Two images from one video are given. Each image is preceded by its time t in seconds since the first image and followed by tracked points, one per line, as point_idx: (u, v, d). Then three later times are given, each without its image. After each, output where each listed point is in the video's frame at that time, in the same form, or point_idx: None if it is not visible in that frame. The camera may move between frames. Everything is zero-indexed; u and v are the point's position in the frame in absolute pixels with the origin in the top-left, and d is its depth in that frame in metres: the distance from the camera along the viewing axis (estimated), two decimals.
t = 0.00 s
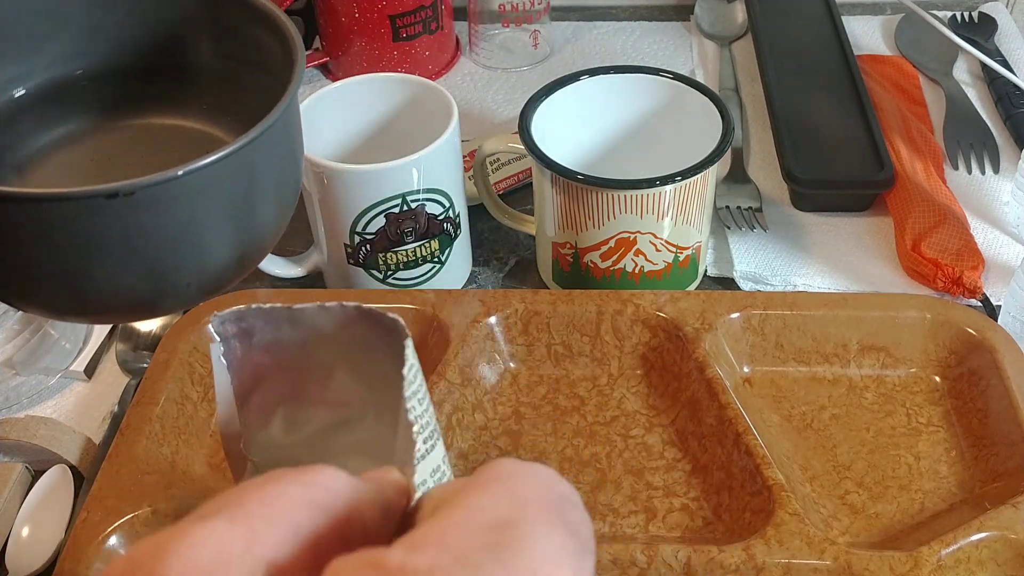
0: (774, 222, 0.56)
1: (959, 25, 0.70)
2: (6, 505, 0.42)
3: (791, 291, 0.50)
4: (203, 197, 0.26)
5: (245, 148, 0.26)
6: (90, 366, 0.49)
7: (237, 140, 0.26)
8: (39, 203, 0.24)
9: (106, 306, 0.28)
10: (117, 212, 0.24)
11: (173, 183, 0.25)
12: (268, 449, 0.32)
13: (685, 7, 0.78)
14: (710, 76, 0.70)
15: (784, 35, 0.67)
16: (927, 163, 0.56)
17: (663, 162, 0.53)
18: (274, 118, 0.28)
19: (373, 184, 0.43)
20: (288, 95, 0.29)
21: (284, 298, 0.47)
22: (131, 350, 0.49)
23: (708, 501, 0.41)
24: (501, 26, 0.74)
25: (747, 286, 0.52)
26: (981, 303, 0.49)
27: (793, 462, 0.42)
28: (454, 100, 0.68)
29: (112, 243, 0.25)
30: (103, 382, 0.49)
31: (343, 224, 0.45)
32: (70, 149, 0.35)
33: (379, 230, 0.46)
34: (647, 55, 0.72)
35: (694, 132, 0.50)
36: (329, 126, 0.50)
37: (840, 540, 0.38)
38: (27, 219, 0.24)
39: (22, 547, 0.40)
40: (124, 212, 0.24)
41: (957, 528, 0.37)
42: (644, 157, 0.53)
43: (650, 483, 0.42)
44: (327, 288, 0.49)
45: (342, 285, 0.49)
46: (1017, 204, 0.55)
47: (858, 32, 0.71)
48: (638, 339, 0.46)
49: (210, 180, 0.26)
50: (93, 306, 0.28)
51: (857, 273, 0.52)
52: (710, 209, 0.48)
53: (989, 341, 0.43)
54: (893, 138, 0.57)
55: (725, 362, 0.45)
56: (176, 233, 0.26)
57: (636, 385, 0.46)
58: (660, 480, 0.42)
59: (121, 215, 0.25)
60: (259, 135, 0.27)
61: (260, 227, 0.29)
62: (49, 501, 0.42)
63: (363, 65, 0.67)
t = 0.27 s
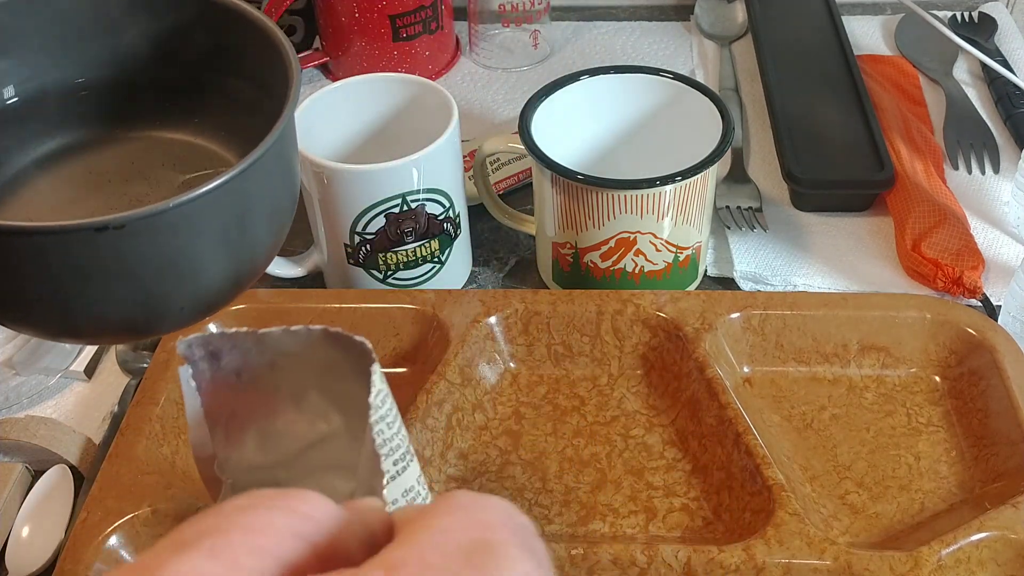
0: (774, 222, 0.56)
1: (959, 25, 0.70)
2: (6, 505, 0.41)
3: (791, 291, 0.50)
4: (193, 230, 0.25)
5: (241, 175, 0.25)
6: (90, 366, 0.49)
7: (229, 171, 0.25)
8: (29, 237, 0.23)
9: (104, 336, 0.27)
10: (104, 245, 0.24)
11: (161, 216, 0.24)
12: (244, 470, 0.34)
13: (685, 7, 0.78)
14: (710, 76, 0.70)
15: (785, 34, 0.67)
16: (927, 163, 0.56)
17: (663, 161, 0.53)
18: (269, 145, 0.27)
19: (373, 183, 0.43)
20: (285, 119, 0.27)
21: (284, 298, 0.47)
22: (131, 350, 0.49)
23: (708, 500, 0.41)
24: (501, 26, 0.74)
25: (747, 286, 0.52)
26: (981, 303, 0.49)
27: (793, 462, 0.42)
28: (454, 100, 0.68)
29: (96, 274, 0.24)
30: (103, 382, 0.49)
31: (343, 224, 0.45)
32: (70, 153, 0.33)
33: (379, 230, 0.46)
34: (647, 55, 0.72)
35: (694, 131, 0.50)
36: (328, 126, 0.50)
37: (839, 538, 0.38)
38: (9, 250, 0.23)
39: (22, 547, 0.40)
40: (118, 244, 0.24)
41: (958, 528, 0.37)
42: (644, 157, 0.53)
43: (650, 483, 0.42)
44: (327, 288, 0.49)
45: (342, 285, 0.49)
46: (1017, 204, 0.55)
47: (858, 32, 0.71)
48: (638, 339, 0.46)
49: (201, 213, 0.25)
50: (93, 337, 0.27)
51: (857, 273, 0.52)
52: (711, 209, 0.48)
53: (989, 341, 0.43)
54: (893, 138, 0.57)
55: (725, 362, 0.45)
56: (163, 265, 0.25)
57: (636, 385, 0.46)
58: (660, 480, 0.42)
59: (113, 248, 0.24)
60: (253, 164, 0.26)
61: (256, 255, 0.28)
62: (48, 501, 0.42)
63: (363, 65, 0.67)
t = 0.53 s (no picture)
0: (773, 222, 0.56)
1: (959, 25, 0.70)
2: (6, 504, 0.41)
3: (791, 291, 0.50)
4: (201, 223, 0.25)
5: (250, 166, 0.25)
6: (90, 366, 0.49)
7: (236, 164, 0.25)
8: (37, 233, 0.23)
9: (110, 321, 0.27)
10: (112, 239, 0.24)
11: (170, 211, 0.24)
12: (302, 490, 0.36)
13: (686, 7, 0.78)
14: (710, 76, 0.70)
15: (785, 34, 0.67)
16: (927, 163, 0.56)
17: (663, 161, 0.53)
18: (275, 137, 0.26)
19: (373, 184, 0.43)
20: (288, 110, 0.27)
21: (284, 298, 0.47)
22: (131, 350, 0.49)
23: (707, 501, 0.41)
24: (501, 26, 0.74)
25: (747, 287, 0.52)
26: (981, 304, 0.49)
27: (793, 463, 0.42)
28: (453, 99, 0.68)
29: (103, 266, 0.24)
30: (103, 382, 0.49)
31: (343, 224, 0.45)
32: (68, 153, 0.32)
33: (379, 230, 0.46)
34: (647, 55, 0.72)
35: (694, 131, 0.50)
36: (328, 125, 0.49)
37: (839, 539, 0.38)
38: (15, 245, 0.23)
39: (22, 547, 0.40)
40: (127, 239, 0.24)
41: (957, 528, 0.37)
42: (644, 157, 0.53)
43: (650, 483, 0.42)
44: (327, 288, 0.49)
45: (342, 285, 0.49)
46: (1017, 204, 0.55)
47: (858, 32, 0.71)
48: (638, 339, 0.46)
49: (208, 207, 0.25)
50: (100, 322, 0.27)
51: (856, 273, 0.52)
52: (711, 209, 0.48)
53: (988, 342, 0.43)
54: (893, 138, 0.57)
55: (725, 362, 0.45)
56: (171, 258, 0.25)
57: (636, 386, 0.46)
58: (660, 480, 0.42)
59: (123, 242, 0.24)
60: (259, 157, 0.26)
61: (261, 241, 0.28)
62: (48, 501, 0.42)
63: (363, 65, 0.67)
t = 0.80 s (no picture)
0: (774, 222, 0.56)
1: (959, 25, 0.70)
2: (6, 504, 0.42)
3: (791, 291, 0.50)
4: (223, 209, 0.24)
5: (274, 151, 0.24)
6: (90, 366, 0.49)
7: (260, 147, 0.24)
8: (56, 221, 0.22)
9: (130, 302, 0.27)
10: (130, 226, 0.23)
11: (189, 201, 0.23)
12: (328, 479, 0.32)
13: (686, 7, 0.78)
14: (710, 76, 0.70)
15: (785, 34, 0.67)
16: (927, 163, 0.56)
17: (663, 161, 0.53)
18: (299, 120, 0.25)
19: (373, 184, 0.43)
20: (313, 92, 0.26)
21: (284, 298, 0.47)
22: (131, 350, 0.49)
23: (708, 500, 0.41)
24: (501, 26, 0.74)
25: (747, 287, 0.52)
26: (981, 303, 0.49)
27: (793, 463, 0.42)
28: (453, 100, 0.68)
29: (120, 252, 0.24)
30: (103, 382, 0.49)
31: (343, 224, 0.45)
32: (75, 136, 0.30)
33: (379, 230, 0.46)
34: (647, 55, 0.72)
35: (695, 131, 0.50)
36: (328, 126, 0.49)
37: (839, 539, 0.38)
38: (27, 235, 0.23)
39: (23, 546, 0.41)
40: (148, 227, 0.23)
41: (958, 528, 0.37)
42: (645, 157, 0.53)
43: (650, 483, 0.42)
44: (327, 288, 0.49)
45: (342, 285, 0.49)
46: (1017, 204, 0.55)
47: (858, 32, 0.71)
48: (638, 339, 0.46)
49: (228, 193, 0.24)
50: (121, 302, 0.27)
51: (857, 273, 0.52)
52: (711, 209, 0.48)
53: (988, 341, 0.43)
54: (894, 138, 0.57)
55: (725, 362, 0.45)
56: (191, 243, 0.24)
57: (636, 385, 0.46)
58: (660, 480, 0.42)
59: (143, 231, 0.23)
60: (285, 139, 0.25)
61: (285, 221, 0.27)
62: (48, 501, 0.42)
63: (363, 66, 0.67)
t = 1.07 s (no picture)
0: (774, 222, 0.56)
1: (959, 25, 0.70)
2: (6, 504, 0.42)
3: (791, 291, 0.50)
4: (253, 256, 0.22)
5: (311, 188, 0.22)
6: (90, 366, 0.49)
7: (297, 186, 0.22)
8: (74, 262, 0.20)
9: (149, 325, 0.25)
10: (154, 271, 0.21)
11: (225, 246, 0.21)
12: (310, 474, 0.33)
13: (685, 7, 0.78)
14: (710, 76, 0.70)
15: (785, 35, 0.67)
16: (927, 163, 0.56)
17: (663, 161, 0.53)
18: (339, 145, 0.23)
19: (373, 183, 0.43)
20: (353, 109, 0.23)
21: (284, 298, 0.47)
22: (131, 350, 0.49)
23: (708, 500, 0.41)
24: (501, 26, 0.74)
25: (747, 286, 0.52)
26: (981, 303, 0.49)
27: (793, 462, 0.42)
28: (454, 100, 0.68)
29: (148, 292, 0.21)
30: (103, 382, 0.49)
31: (343, 224, 0.45)
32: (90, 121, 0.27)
33: (379, 230, 0.46)
34: (647, 55, 0.72)
35: (695, 131, 0.50)
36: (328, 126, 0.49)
37: (840, 536, 0.39)
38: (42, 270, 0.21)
39: (23, 547, 0.41)
40: (172, 272, 0.21)
41: (958, 528, 0.37)
42: (645, 157, 0.53)
43: (650, 483, 0.42)
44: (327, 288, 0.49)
45: (342, 285, 0.49)
46: (1017, 204, 0.55)
47: (858, 32, 0.71)
48: (638, 339, 0.46)
49: (264, 236, 0.21)
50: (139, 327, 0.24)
51: (857, 273, 0.52)
52: (711, 209, 0.48)
53: (988, 341, 0.43)
54: (894, 138, 0.57)
55: (725, 362, 0.45)
56: (223, 281, 0.22)
57: (636, 385, 0.46)
58: (660, 480, 0.42)
59: (166, 274, 0.21)
60: (324, 173, 0.22)
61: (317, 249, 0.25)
62: (48, 501, 0.42)
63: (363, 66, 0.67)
